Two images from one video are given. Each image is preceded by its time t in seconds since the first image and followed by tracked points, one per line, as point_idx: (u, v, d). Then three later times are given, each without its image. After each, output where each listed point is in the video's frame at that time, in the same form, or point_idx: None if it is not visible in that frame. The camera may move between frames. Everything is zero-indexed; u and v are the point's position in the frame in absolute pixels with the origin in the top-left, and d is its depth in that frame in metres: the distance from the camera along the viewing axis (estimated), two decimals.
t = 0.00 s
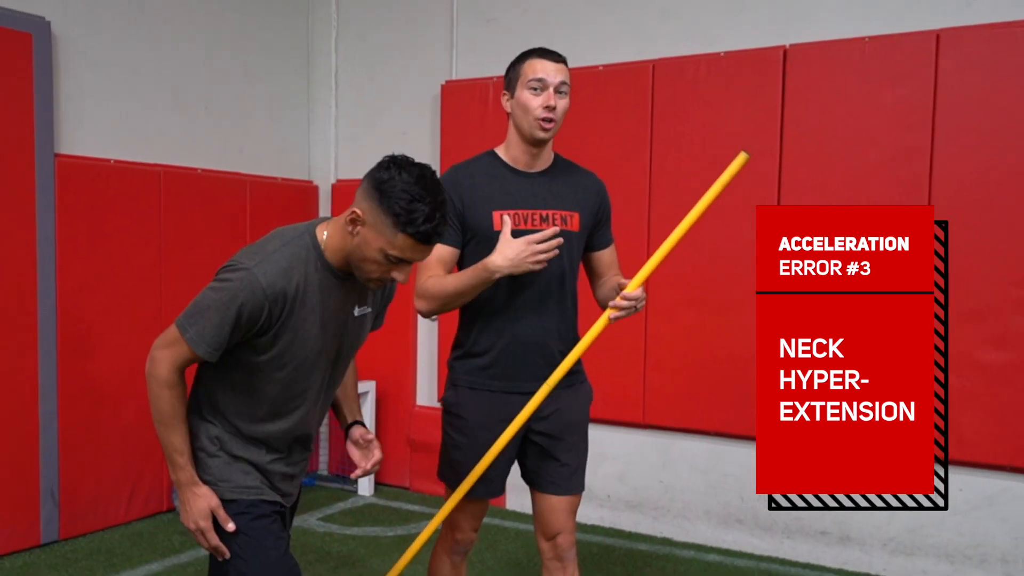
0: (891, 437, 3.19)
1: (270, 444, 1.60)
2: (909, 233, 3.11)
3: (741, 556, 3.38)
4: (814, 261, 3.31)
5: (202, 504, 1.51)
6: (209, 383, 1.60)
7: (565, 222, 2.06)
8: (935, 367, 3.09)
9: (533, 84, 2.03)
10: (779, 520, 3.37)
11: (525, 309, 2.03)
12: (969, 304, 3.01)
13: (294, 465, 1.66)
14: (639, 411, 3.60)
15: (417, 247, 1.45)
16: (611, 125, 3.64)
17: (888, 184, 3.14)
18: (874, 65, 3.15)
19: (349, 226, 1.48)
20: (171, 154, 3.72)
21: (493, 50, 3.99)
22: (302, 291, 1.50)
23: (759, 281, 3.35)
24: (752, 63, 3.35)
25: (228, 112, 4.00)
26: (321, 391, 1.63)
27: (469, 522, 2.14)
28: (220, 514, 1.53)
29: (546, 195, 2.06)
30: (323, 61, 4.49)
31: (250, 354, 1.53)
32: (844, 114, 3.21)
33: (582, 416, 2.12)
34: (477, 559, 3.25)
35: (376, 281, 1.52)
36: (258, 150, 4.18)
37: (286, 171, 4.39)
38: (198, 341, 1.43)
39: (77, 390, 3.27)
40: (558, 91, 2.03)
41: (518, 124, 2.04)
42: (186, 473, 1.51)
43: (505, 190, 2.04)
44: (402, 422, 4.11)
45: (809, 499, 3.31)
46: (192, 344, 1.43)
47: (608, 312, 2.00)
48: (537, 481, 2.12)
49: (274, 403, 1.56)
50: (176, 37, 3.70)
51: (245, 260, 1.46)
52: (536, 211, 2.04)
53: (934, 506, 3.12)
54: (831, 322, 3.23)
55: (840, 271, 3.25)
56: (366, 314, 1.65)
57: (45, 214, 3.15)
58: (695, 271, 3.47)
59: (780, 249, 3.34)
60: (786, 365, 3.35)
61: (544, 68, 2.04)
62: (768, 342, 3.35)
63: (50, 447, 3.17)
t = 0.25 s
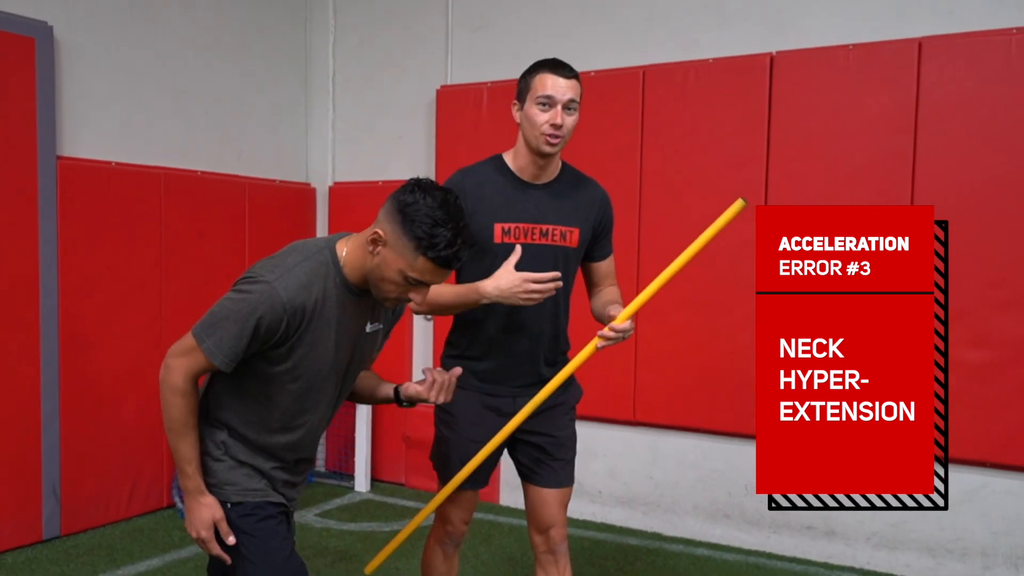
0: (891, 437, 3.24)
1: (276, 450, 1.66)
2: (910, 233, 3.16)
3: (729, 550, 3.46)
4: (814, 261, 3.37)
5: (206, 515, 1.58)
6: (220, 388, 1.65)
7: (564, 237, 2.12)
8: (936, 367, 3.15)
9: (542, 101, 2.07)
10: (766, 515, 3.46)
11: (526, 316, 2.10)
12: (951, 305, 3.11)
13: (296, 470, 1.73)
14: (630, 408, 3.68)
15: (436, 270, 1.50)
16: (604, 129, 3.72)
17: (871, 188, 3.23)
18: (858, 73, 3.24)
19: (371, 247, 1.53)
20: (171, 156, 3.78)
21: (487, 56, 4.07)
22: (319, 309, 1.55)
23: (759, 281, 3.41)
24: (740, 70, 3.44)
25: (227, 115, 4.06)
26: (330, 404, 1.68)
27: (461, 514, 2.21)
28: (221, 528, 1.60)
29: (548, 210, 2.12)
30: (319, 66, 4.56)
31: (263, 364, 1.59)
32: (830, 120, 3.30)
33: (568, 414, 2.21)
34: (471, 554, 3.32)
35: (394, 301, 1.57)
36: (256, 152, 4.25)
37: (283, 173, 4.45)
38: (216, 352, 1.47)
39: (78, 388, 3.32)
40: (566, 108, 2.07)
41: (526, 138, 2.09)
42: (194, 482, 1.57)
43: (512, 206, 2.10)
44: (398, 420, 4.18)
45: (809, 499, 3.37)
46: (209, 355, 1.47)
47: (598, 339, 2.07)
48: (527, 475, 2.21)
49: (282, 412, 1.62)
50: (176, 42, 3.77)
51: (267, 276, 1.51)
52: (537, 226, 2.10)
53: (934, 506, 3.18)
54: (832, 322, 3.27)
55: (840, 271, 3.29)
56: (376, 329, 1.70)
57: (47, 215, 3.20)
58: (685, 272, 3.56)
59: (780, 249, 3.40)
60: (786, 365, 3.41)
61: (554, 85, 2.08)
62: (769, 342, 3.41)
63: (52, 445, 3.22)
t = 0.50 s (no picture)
0: (891, 436, 3.31)
1: (277, 446, 1.74)
2: (909, 233, 3.22)
3: (716, 543, 3.55)
4: (814, 261, 3.43)
5: (210, 514, 1.65)
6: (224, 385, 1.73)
7: (558, 235, 2.17)
8: (936, 367, 3.21)
9: (534, 100, 2.15)
10: (752, 509, 3.54)
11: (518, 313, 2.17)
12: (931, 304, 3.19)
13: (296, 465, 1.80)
14: (619, 405, 3.77)
15: (435, 269, 1.56)
16: (595, 132, 3.81)
17: (854, 189, 3.32)
18: (841, 78, 3.33)
19: (372, 246, 1.60)
20: (170, 159, 3.85)
21: (479, 61, 4.15)
22: (322, 310, 1.62)
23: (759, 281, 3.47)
24: (727, 75, 3.52)
25: (224, 117, 4.13)
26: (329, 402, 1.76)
27: (458, 508, 2.27)
28: (222, 529, 1.67)
29: (543, 208, 2.17)
30: (315, 69, 4.63)
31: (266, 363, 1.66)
32: (815, 124, 3.38)
33: (563, 414, 2.26)
34: (465, 548, 3.40)
35: (394, 301, 1.64)
36: (252, 155, 4.32)
37: (280, 175, 4.52)
38: (223, 351, 1.55)
39: (79, 386, 3.39)
40: (558, 106, 2.14)
41: (521, 138, 2.16)
42: (198, 482, 1.64)
43: (507, 203, 2.17)
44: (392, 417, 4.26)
45: (809, 499, 3.44)
46: (217, 354, 1.55)
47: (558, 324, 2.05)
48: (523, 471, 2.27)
49: (284, 410, 1.70)
50: (174, 46, 3.83)
51: (272, 277, 1.58)
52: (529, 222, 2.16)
53: (934, 506, 3.24)
54: (832, 322, 3.33)
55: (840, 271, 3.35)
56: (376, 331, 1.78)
57: (49, 216, 3.27)
58: (673, 272, 3.64)
59: (780, 249, 3.47)
60: (786, 365, 3.47)
61: (545, 85, 2.16)
62: (769, 342, 3.47)
63: (54, 442, 3.29)
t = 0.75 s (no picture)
0: (891, 436, 3.32)
1: (273, 448, 1.80)
2: (909, 233, 3.26)
3: (706, 537, 3.60)
4: (814, 261, 3.46)
5: (197, 478, 1.73)
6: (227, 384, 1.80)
7: (548, 230, 2.20)
8: (936, 367, 3.24)
9: (525, 96, 2.19)
10: (741, 503, 3.60)
11: (509, 307, 2.21)
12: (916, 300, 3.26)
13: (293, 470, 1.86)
14: (610, 401, 3.82)
15: (444, 287, 1.64)
16: (586, 133, 3.86)
17: (840, 188, 3.38)
18: (826, 79, 3.39)
19: (382, 265, 1.67)
20: (167, 159, 3.90)
21: (471, 63, 4.21)
22: (322, 323, 1.69)
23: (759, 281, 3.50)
24: (715, 76, 3.59)
25: (221, 118, 4.18)
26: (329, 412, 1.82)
27: (450, 501, 2.30)
28: (214, 492, 1.74)
29: (532, 202, 2.22)
30: (310, 71, 4.68)
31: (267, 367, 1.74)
32: (801, 124, 3.44)
33: (554, 412, 2.29)
34: (459, 542, 3.45)
35: (403, 317, 1.72)
36: (248, 155, 4.37)
37: (275, 175, 4.57)
38: (220, 356, 1.62)
39: (78, 383, 3.44)
40: (549, 102, 2.18)
41: (513, 133, 2.22)
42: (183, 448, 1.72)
43: (496, 196, 2.23)
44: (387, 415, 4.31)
45: (809, 499, 3.47)
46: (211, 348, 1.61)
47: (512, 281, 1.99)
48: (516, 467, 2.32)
49: (282, 414, 1.76)
50: (170, 48, 3.88)
51: (278, 286, 1.65)
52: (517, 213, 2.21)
53: (934, 506, 3.27)
54: (833, 322, 3.37)
55: (839, 271, 3.39)
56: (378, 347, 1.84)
57: (48, 215, 3.32)
58: (663, 270, 3.70)
59: (780, 249, 3.50)
60: (786, 365, 3.50)
61: (536, 81, 2.19)
62: (769, 342, 3.50)
63: (53, 439, 3.34)
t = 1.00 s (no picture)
0: (891, 436, 3.37)
1: (280, 455, 1.90)
2: (909, 233, 3.32)
3: (696, 530, 3.67)
4: (814, 261, 3.52)
5: (191, 483, 1.85)
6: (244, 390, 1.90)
7: (520, 222, 2.27)
8: (936, 367, 3.29)
9: (499, 97, 2.27)
10: (731, 496, 3.67)
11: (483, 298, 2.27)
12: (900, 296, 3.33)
13: (297, 476, 1.96)
14: (602, 396, 3.88)
15: (464, 329, 1.69)
16: (579, 132, 3.92)
17: (827, 186, 3.45)
18: (816, 79, 3.45)
19: (405, 301, 1.71)
20: (164, 158, 3.93)
21: (465, 63, 4.24)
22: (339, 347, 1.77)
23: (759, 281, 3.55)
24: (706, 76, 3.64)
25: (217, 117, 4.21)
26: (337, 427, 1.90)
27: (428, 494, 2.37)
28: (204, 496, 1.87)
29: (506, 196, 2.28)
30: (305, 70, 4.72)
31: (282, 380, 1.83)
32: (790, 124, 3.50)
33: (533, 404, 2.36)
34: (455, 536, 3.50)
35: (420, 351, 1.77)
36: (244, 154, 4.40)
37: (271, 173, 4.60)
38: (236, 367, 1.71)
39: (76, 379, 3.47)
40: (522, 103, 2.26)
41: (488, 134, 2.29)
42: (180, 455, 1.84)
43: (470, 193, 2.30)
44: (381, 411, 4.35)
45: (809, 499, 3.52)
46: (228, 361, 1.72)
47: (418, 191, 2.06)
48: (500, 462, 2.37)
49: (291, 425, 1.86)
50: (166, 47, 3.91)
51: (300, 310, 1.73)
52: (486, 210, 2.27)
53: (934, 506, 3.33)
54: (833, 323, 3.42)
55: (839, 271, 3.45)
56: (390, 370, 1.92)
57: (46, 213, 3.35)
58: (655, 267, 3.76)
59: (780, 249, 3.55)
60: (786, 365, 3.55)
61: (510, 83, 2.28)
62: (768, 341, 3.55)
63: (51, 435, 3.37)
